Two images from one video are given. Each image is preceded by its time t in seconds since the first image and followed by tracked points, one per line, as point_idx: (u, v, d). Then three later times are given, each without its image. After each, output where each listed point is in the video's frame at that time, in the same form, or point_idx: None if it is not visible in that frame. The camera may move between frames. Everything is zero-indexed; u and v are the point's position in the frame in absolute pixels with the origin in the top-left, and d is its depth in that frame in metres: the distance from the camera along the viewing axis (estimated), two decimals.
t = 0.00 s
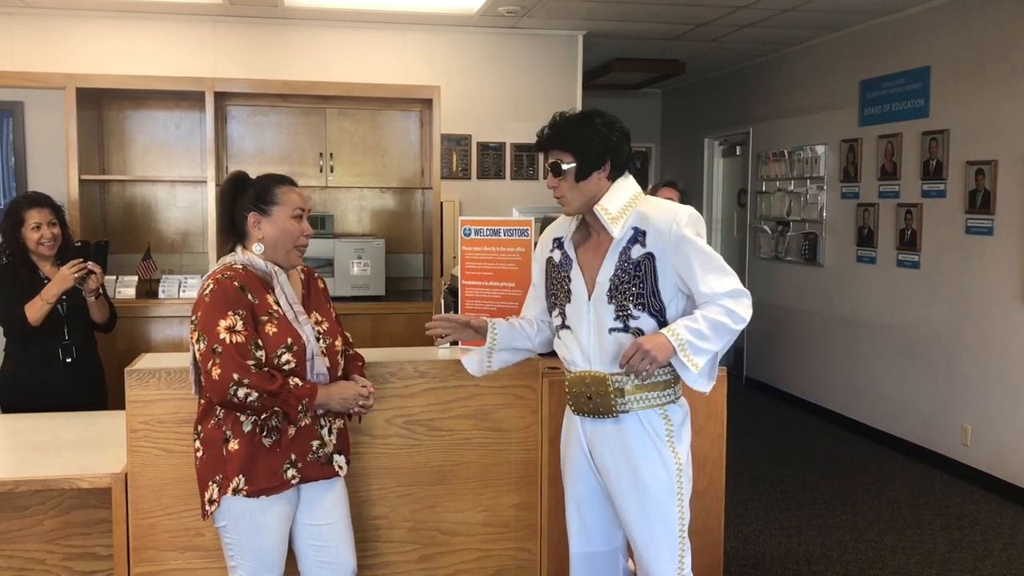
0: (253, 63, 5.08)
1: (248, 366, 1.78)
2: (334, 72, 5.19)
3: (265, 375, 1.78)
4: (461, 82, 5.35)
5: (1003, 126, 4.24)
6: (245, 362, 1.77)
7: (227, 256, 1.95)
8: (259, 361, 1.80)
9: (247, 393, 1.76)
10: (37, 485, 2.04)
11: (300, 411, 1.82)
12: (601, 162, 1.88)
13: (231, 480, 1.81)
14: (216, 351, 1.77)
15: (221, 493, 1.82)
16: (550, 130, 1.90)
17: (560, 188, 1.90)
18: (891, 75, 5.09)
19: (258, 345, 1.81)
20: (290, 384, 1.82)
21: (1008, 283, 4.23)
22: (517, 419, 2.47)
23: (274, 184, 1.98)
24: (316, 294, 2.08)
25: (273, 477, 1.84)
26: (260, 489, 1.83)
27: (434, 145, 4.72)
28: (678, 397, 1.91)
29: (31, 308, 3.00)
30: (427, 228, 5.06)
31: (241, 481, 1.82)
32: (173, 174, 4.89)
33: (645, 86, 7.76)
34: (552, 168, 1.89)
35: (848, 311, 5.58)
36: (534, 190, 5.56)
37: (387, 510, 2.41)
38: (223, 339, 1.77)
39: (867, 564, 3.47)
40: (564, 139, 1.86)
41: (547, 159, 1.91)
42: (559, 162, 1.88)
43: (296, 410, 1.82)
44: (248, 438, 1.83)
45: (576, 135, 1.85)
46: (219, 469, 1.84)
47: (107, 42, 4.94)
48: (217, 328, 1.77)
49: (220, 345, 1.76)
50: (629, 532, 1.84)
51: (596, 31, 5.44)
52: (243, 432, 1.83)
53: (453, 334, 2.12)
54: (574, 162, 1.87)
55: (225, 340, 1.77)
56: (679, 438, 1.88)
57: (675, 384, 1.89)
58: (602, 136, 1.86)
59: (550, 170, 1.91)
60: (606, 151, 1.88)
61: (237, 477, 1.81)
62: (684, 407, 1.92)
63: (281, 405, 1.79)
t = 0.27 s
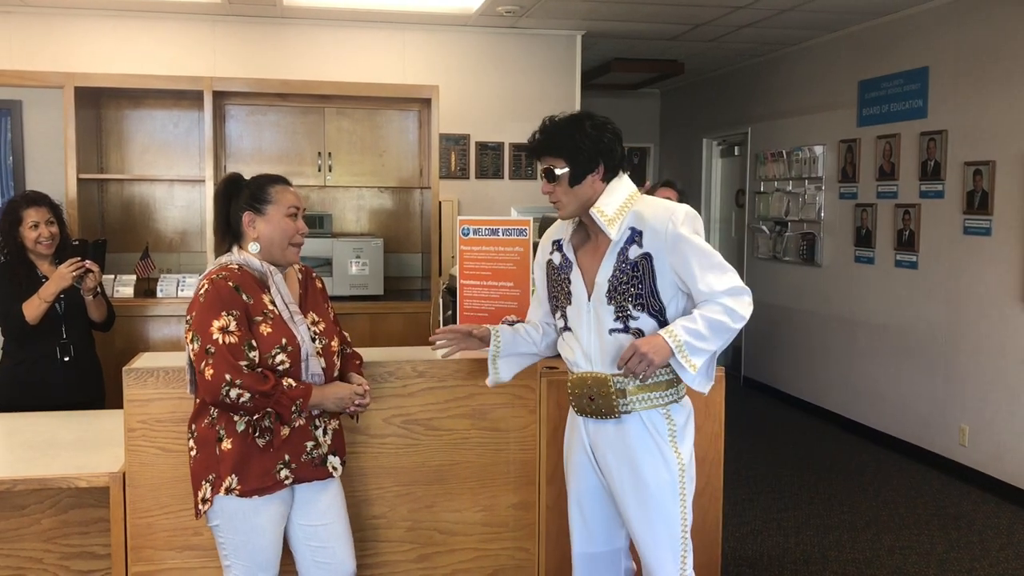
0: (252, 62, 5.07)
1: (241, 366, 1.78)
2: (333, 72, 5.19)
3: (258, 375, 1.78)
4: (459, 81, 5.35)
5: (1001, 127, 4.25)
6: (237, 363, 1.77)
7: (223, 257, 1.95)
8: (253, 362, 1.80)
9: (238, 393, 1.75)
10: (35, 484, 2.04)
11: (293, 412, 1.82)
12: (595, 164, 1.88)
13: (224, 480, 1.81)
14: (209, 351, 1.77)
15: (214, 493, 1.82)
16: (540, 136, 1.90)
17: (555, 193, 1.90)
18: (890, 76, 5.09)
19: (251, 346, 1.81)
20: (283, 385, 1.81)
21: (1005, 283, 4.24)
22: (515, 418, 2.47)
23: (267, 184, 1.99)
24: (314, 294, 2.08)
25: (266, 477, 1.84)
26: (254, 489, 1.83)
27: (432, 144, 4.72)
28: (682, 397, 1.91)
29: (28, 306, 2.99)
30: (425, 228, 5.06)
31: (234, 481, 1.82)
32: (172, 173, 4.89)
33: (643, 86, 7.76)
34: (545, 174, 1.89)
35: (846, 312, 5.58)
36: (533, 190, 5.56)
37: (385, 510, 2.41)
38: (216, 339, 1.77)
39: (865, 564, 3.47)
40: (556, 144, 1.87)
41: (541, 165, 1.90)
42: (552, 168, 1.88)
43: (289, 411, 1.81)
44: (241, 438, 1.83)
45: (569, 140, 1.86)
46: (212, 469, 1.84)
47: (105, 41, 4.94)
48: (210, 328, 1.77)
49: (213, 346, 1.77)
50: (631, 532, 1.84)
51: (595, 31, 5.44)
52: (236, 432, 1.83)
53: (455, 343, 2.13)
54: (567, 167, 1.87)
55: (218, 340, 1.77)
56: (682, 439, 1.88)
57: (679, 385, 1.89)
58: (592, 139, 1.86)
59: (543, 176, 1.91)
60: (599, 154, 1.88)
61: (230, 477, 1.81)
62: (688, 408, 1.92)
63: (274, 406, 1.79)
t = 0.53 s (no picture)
0: (250, 62, 5.07)
1: (237, 367, 1.78)
2: (331, 72, 5.19)
3: (254, 376, 1.78)
4: (457, 81, 5.35)
5: (1000, 127, 4.25)
6: (233, 363, 1.77)
7: (221, 256, 1.95)
8: (249, 362, 1.80)
9: (234, 394, 1.75)
10: (33, 483, 2.04)
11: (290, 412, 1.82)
12: (597, 165, 1.88)
13: (220, 479, 1.81)
14: (206, 351, 1.77)
15: (210, 492, 1.83)
16: (542, 137, 1.90)
17: (556, 193, 1.89)
18: (888, 76, 5.09)
19: (248, 346, 1.81)
20: (279, 386, 1.81)
21: (1004, 283, 4.24)
22: (513, 418, 2.48)
23: (265, 183, 1.99)
24: (312, 293, 2.07)
25: (263, 477, 1.84)
26: (250, 488, 1.83)
27: (431, 144, 4.72)
28: (686, 397, 1.91)
29: (26, 305, 2.99)
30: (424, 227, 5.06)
31: (230, 480, 1.82)
32: (170, 173, 4.89)
33: (642, 86, 7.76)
34: (547, 173, 1.89)
35: (844, 312, 5.59)
36: (531, 190, 5.56)
37: (384, 509, 2.41)
38: (213, 339, 1.77)
39: (864, 565, 3.48)
40: (558, 145, 1.86)
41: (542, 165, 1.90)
42: (554, 168, 1.87)
43: (285, 411, 1.82)
44: (237, 438, 1.84)
45: (571, 142, 1.85)
46: (209, 468, 1.84)
47: (103, 40, 4.93)
48: (207, 329, 1.77)
49: (210, 346, 1.77)
50: (635, 533, 1.85)
51: (594, 31, 5.44)
52: (233, 431, 1.84)
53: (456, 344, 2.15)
54: (569, 167, 1.86)
55: (215, 340, 1.77)
56: (687, 439, 1.88)
57: (683, 384, 1.89)
58: (595, 139, 1.86)
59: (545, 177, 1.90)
60: (601, 155, 1.88)
61: (225, 476, 1.81)
62: (691, 407, 1.92)
63: (270, 406, 1.79)
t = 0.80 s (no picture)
0: (250, 61, 5.07)
1: (236, 368, 1.78)
2: (331, 71, 5.19)
3: (252, 377, 1.78)
4: (457, 81, 5.35)
5: (999, 128, 4.25)
6: (232, 364, 1.77)
7: (219, 255, 1.96)
8: (248, 363, 1.80)
9: (233, 395, 1.76)
10: (33, 482, 2.04)
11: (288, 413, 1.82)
12: (599, 166, 1.88)
13: (218, 479, 1.81)
14: (204, 352, 1.77)
15: (209, 492, 1.83)
16: (544, 138, 1.90)
17: (559, 194, 1.90)
18: (888, 77, 5.10)
19: (247, 347, 1.82)
20: (277, 387, 1.81)
21: (1002, 284, 4.25)
22: (513, 417, 2.48)
23: (260, 181, 2.01)
24: (312, 294, 2.07)
25: (261, 477, 1.84)
26: (248, 488, 1.83)
27: (430, 144, 4.73)
28: (690, 397, 1.91)
29: (25, 304, 2.99)
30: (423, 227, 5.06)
31: (228, 480, 1.82)
32: (170, 172, 4.89)
33: (642, 86, 7.77)
34: (548, 175, 1.89)
35: (843, 312, 5.59)
36: (531, 190, 5.56)
37: (383, 508, 2.41)
38: (211, 340, 1.78)
39: (862, 564, 3.48)
40: (560, 146, 1.86)
41: (544, 166, 1.90)
42: (556, 170, 1.87)
43: (284, 412, 1.82)
44: (236, 438, 1.83)
45: (574, 142, 1.85)
46: (207, 468, 1.84)
47: (103, 39, 4.93)
48: (206, 329, 1.77)
49: (208, 346, 1.77)
50: (640, 532, 1.85)
51: (594, 30, 5.44)
52: (232, 431, 1.83)
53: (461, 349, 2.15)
54: (571, 168, 1.86)
55: (213, 341, 1.77)
56: (691, 439, 1.88)
57: (687, 385, 1.89)
58: (596, 140, 1.86)
59: (547, 178, 1.91)
60: (603, 155, 1.87)
61: (224, 476, 1.81)
62: (695, 407, 1.92)
63: (268, 407, 1.79)
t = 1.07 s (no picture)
0: (250, 59, 5.07)
1: (233, 367, 1.78)
2: (330, 70, 5.19)
3: (250, 376, 1.78)
4: (456, 81, 5.35)
5: (998, 129, 4.26)
6: (229, 363, 1.77)
7: (220, 255, 1.96)
8: (245, 362, 1.80)
9: (230, 394, 1.76)
10: (32, 480, 2.04)
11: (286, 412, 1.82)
12: (608, 168, 1.88)
13: (216, 478, 1.81)
14: (202, 351, 1.77)
15: (206, 491, 1.83)
16: (548, 144, 1.88)
17: (567, 199, 1.88)
18: (887, 77, 5.10)
19: (245, 346, 1.81)
20: (275, 386, 1.81)
21: (1001, 284, 4.26)
22: (512, 417, 2.48)
23: (263, 180, 2.01)
24: (312, 293, 2.07)
25: (258, 476, 1.84)
26: (245, 488, 1.83)
27: (430, 143, 4.73)
28: (691, 396, 1.92)
29: (24, 303, 2.99)
30: (423, 227, 5.06)
31: (225, 479, 1.81)
32: (169, 171, 4.89)
33: (641, 86, 7.77)
34: (557, 180, 1.87)
35: (842, 312, 5.60)
36: (530, 189, 5.56)
37: (382, 507, 2.41)
38: (209, 339, 1.77)
39: (860, 564, 3.49)
40: (570, 151, 1.85)
41: (552, 171, 1.88)
42: (566, 175, 1.86)
43: (281, 412, 1.81)
44: (233, 437, 1.83)
45: (584, 146, 1.84)
46: (205, 466, 1.84)
47: (102, 38, 4.93)
48: (204, 328, 1.77)
49: (206, 345, 1.77)
50: (641, 532, 1.85)
51: (593, 30, 5.44)
52: (229, 430, 1.83)
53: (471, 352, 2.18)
54: (581, 173, 1.86)
55: (211, 340, 1.77)
56: (693, 439, 1.88)
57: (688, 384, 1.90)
58: (603, 142, 1.86)
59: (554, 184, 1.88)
60: (611, 157, 1.88)
61: (221, 475, 1.81)
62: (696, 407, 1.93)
63: (266, 407, 1.79)
